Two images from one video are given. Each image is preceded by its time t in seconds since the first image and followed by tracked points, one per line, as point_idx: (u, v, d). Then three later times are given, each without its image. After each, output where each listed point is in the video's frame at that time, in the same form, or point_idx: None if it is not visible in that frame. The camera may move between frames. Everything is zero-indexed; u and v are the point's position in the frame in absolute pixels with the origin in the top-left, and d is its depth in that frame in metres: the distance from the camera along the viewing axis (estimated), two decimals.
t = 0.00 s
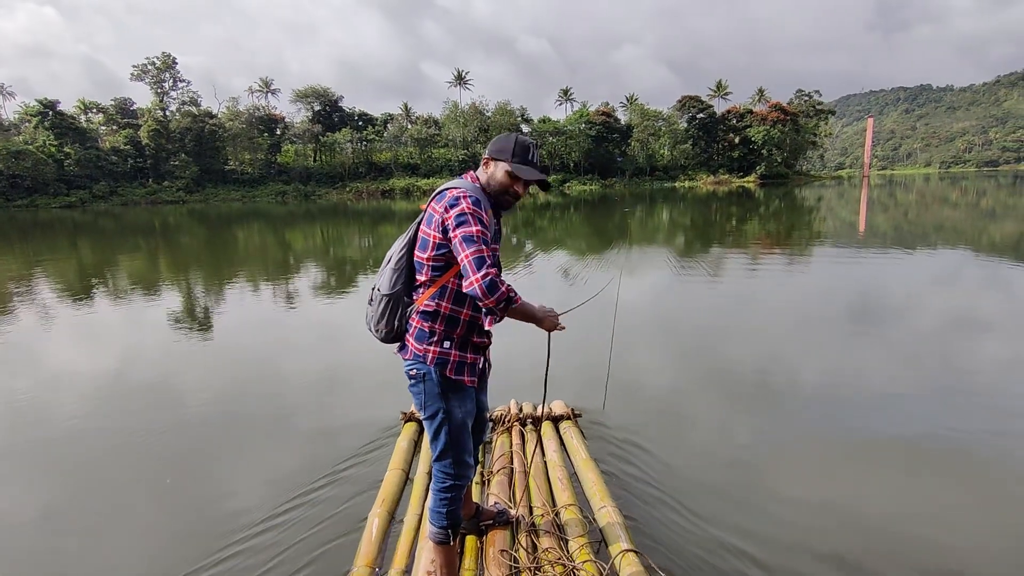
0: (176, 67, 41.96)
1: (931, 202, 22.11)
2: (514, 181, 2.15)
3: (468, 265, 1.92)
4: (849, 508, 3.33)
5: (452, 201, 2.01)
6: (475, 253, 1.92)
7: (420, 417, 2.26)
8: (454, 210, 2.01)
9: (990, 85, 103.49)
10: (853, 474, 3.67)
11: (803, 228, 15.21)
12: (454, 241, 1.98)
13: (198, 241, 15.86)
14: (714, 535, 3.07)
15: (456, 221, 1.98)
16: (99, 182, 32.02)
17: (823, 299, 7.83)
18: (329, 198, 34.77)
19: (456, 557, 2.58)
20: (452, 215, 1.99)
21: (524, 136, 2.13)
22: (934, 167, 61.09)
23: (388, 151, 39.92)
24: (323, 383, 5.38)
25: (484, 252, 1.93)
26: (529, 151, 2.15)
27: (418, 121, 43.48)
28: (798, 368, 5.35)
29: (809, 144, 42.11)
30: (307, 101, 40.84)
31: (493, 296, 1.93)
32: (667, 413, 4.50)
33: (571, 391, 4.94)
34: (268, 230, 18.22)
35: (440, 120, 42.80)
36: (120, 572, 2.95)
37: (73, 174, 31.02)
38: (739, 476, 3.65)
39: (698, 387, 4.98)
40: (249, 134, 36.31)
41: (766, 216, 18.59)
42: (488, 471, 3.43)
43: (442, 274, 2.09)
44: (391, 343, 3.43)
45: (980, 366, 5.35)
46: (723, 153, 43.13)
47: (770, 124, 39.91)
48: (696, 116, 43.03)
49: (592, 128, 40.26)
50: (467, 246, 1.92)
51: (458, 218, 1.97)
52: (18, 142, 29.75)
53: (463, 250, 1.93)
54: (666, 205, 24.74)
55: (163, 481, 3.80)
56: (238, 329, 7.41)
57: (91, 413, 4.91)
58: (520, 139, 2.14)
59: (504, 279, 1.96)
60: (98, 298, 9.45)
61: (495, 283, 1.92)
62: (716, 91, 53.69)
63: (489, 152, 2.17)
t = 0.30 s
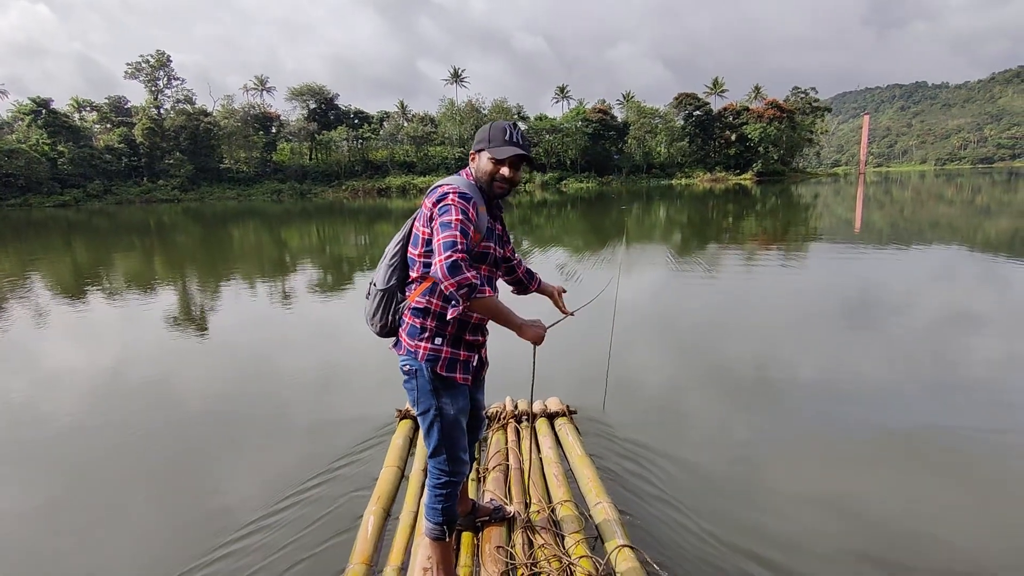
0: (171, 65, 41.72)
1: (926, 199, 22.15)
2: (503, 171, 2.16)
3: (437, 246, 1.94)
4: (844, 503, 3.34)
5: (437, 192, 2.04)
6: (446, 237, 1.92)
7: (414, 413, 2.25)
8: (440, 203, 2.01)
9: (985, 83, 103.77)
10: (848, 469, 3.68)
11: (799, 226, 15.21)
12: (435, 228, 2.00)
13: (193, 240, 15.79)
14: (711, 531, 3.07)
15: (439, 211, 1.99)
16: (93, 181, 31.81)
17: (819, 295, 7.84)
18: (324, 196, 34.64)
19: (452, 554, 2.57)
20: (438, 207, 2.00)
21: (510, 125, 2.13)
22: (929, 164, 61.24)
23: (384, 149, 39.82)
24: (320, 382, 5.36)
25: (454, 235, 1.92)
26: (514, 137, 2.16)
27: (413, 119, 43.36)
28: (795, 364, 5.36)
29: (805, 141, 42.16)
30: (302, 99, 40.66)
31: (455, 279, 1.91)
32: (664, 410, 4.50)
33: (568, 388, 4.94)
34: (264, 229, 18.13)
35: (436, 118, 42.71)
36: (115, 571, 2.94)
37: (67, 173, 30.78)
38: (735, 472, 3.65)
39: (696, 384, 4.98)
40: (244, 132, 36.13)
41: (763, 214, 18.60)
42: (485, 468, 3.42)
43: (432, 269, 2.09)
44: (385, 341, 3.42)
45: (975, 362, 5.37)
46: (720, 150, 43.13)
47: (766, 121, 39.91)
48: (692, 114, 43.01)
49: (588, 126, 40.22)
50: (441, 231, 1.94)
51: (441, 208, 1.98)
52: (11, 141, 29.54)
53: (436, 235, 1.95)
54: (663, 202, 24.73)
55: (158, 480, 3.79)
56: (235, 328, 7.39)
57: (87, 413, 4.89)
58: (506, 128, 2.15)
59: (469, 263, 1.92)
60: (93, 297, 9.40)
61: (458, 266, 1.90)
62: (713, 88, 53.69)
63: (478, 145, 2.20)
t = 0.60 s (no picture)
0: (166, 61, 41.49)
1: (925, 195, 22.15)
2: (492, 158, 2.14)
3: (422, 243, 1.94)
4: (840, 499, 3.35)
5: (426, 188, 2.04)
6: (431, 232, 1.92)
7: (407, 408, 2.24)
8: (428, 198, 2.01)
9: (983, 79, 103.79)
10: (843, 465, 3.68)
11: (797, 222, 15.20)
12: (422, 223, 2.00)
13: (190, 237, 15.74)
14: (706, 527, 3.07)
15: (426, 206, 1.99)
16: (88, 178, 31.64)
17: (816, 292, 7.84)
18: (321, 193, 34.53)
19: (447, 549, 2.57)
20: (425, 202, 2.00)
21: (494, 112, 2.15)
22: (927, 160, 61.27)
23: (381, 146, 39.69)
24: (317, 379, 5.36)
25: (437, 228, 1.91)
26: (499, 125, 2.17)
27: (410, 116, 43.17)
28: (791, 361, 5.37)
29: (803, 137, 42.13)
30: (298, 95, 40.49)
31: (437, 272, 1.89)
32: (660, 406, 4.49)
33: (565, 386, 4.92)
34: (260, 226, 18.03)
35: (433, 115, 42.56)
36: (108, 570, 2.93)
37: (62, 170, 30.61)
38: (733, 468, 3.66)
39: (692, 381, 4.98)
40: (240, 129, 35.95)
41: (761, 210, 18.58)
42: (479, 463, 3.41)
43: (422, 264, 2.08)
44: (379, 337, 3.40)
45: (971, 358, 5.38)
46: (718, 147, 43.08)
47: (764, 118, 39.86)
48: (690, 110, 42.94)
49: (586, 122, 40.14)
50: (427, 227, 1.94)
51: (428, 204, 1.98)
52: (4, 138, 29.30)
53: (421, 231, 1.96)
54: (661, 199, 24.69)
55: (153, 478, 3.78)
56: (231, 325, 7.38)
57: (81, 412, 4.86)
58: (490, 116, 2.16)
59: (450, 254, 1.91)
60: (90, 295, 9.38)
61: (442, 259, 1.89)
62: (711, 84, 53.50)
63: (465, 137, 2.22)
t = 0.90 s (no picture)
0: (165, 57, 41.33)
1: (925, 192, 22.15)
2: (487, 153, 2.12)
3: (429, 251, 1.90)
4: (835, 494, 3.36)
5: (422, 187, 1.99)
6: (436, 238, 1.89)
7: (402, 401, 2.23)
8: (424, 196, 1.98)
9: (983, 75, 103.63)
10: (840, 461, 3.69)
11: (797, 218, 15.19)
12: (421, 225, 1.96)
13: (188, 233, 15.70)
14: (701, 521, 3.08)
15: (423, 206, 1.95)
16: (86, 174, 31.54)
17: (814, 288, 7.84)
18: (320, 189, 34.48)
19: (443, 542, 2.58)
20: (421, 201, 1.96)
21: (488, 106, 2.11)
22: (927, 156, 61.24)
23: (381, 142, 39.59)
24: (316, 376, 5.36)
25: (441, 236, 1.88)
26: (494, 118, 2.14)
27: (410, 111, 43.03)
28: (789, 357, 5.37)
29: (803, 133, 42.03)
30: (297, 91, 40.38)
31: (451, 284, 1.86)
32: (659, 403, 4.47)
33: (563, 382, 4.91)
34: (259, 222, 17.96)
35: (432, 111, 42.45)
36: (103, 565, 2.93)
37: (60, 167, 30.52)
38: (730, 463, 3.66)
39: (691, 378, 4.96)
40: (239, 125, 35.83)
41: (761, 207, 18.56)
42: (475, 457, 3.41)
43: (418, 259, 2.06)
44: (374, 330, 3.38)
45: (968, 354, 5.39)
46: (718, 143, 43.02)
47: (764, 114, 39.81)
48: (691, 106, 42.82)
49: (586, 118, 40.06)
50: (430, 232, 1.91)
51: (424, 204, 1.95)
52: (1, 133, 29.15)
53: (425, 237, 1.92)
54: (661, 195, 24.67)
55: (149, 474, 3.79)
56: (230, 322, 7.37)
57: (77, 410, 4.84)
58: (485, 110, 2.13)
59: (462, 263, 1.88)
60: (89, 291, 9.36)
61: (455, 270, 1.86)
62: (711, 79, 53.34)
63: (458, 130, 2.17)
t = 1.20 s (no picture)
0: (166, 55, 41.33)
1: (927, 194, 22.14)
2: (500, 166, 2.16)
3: (462, 262, 1.90)
4: (836, 494, 3.35)
5: (436, 191, 1.93)
6: (468, 248, 1.90)
7: (405, 398, 2.21)
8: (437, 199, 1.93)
9: (986, 76, 103.47)
10: (840, 461, 3.68)
11: (799, 220, 15.17)
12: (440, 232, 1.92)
13: (189, 232, 15.70)
14: (699, 520, 3.07)
15: (439, 212, 1.90)
16: (87, 173, 31.53)
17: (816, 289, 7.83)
18: (321, 189, 34.49)
19: (440, 540, 2.58)
20: (434, 207, 1.91)
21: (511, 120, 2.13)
22: (930, 158, 61.14)
23: (382, 141, 39.56)
24: (316, 374, 5.35)
25: (477, 248, 1.91)
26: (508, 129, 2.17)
27: (411, 111, 43.02)
28: (790, 358, 5.36)
29: (805, 134, 41.96)
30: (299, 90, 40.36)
31: (492, 290, 1.97)
32: (658, 403, 4.47)
33: (563, 381, 4.91)
34: (260, 221, 17.97)
35: (434, 110, 42.46)
36: (100, 561, 2.93)
37: (61, 165, 30.52)
38: (728, 463, 3.65)
39: (690, 378, 4.96)
40: (240, 124, 35.85)
41: (763, 207, 18.55)
42: (473, 456, 3.40)
43: (424, 258, 2.04)
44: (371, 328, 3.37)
45: (970, 355, 5.38)
46: (720, 143, 42.99)
47: (766, 115, 39.78)
48: (692, 107, 42.80)
49: (587, 118, 40.04)
50: (457, 242, 1.89)
51: (442, 209, 1.90)
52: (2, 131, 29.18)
53: (454, 247, 1.90)
54: (663, 195, 24.67)
55: (147, 472, 3.79)
56: (231, 320, 7.36)
57: (77, 407, 4.84)
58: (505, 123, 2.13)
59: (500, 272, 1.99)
60: (89, 290, 9.35)
61: (495, 278, 1.96)
62: (713, 80, 53.30)
63: (470, 136, 2.11)
